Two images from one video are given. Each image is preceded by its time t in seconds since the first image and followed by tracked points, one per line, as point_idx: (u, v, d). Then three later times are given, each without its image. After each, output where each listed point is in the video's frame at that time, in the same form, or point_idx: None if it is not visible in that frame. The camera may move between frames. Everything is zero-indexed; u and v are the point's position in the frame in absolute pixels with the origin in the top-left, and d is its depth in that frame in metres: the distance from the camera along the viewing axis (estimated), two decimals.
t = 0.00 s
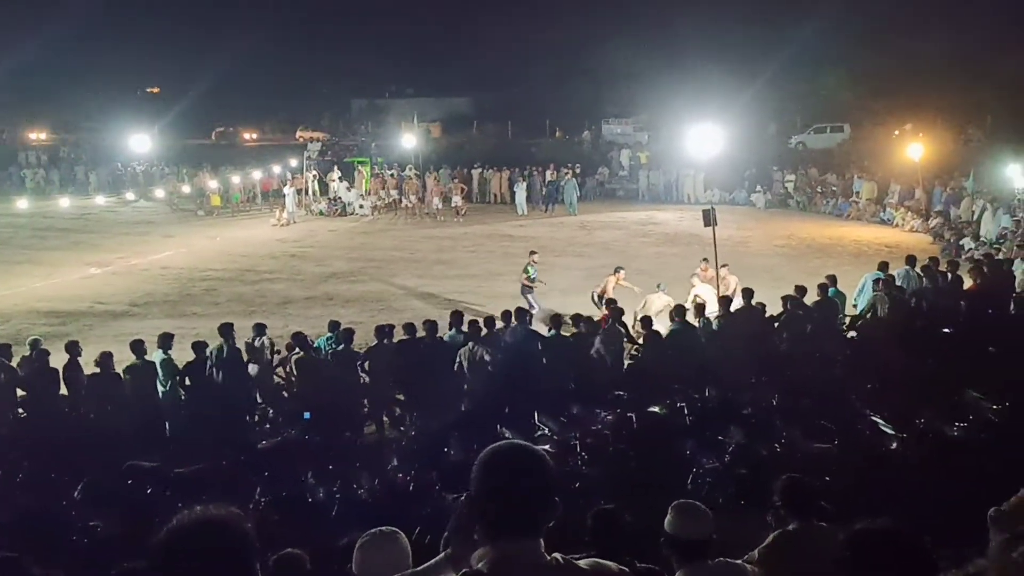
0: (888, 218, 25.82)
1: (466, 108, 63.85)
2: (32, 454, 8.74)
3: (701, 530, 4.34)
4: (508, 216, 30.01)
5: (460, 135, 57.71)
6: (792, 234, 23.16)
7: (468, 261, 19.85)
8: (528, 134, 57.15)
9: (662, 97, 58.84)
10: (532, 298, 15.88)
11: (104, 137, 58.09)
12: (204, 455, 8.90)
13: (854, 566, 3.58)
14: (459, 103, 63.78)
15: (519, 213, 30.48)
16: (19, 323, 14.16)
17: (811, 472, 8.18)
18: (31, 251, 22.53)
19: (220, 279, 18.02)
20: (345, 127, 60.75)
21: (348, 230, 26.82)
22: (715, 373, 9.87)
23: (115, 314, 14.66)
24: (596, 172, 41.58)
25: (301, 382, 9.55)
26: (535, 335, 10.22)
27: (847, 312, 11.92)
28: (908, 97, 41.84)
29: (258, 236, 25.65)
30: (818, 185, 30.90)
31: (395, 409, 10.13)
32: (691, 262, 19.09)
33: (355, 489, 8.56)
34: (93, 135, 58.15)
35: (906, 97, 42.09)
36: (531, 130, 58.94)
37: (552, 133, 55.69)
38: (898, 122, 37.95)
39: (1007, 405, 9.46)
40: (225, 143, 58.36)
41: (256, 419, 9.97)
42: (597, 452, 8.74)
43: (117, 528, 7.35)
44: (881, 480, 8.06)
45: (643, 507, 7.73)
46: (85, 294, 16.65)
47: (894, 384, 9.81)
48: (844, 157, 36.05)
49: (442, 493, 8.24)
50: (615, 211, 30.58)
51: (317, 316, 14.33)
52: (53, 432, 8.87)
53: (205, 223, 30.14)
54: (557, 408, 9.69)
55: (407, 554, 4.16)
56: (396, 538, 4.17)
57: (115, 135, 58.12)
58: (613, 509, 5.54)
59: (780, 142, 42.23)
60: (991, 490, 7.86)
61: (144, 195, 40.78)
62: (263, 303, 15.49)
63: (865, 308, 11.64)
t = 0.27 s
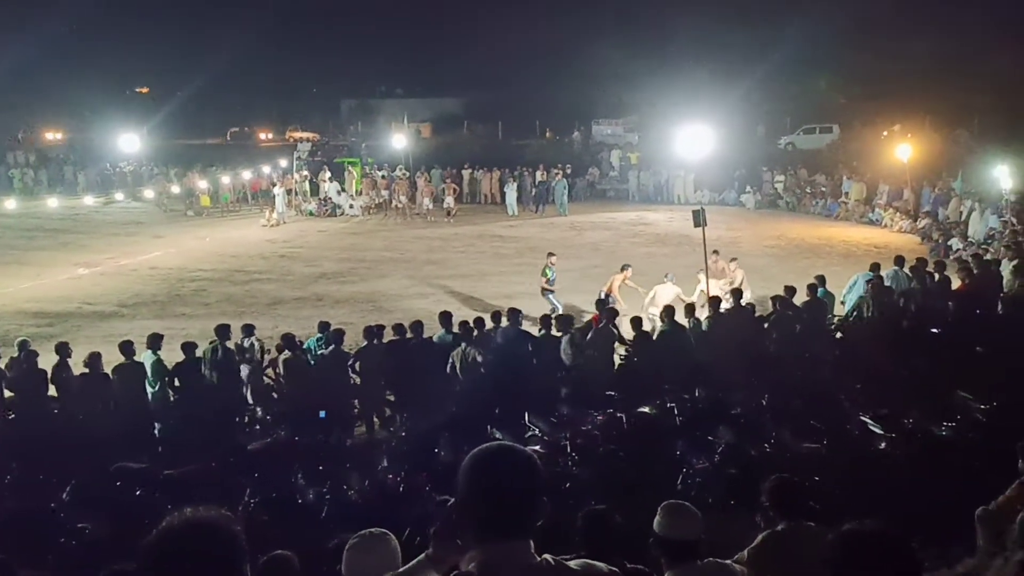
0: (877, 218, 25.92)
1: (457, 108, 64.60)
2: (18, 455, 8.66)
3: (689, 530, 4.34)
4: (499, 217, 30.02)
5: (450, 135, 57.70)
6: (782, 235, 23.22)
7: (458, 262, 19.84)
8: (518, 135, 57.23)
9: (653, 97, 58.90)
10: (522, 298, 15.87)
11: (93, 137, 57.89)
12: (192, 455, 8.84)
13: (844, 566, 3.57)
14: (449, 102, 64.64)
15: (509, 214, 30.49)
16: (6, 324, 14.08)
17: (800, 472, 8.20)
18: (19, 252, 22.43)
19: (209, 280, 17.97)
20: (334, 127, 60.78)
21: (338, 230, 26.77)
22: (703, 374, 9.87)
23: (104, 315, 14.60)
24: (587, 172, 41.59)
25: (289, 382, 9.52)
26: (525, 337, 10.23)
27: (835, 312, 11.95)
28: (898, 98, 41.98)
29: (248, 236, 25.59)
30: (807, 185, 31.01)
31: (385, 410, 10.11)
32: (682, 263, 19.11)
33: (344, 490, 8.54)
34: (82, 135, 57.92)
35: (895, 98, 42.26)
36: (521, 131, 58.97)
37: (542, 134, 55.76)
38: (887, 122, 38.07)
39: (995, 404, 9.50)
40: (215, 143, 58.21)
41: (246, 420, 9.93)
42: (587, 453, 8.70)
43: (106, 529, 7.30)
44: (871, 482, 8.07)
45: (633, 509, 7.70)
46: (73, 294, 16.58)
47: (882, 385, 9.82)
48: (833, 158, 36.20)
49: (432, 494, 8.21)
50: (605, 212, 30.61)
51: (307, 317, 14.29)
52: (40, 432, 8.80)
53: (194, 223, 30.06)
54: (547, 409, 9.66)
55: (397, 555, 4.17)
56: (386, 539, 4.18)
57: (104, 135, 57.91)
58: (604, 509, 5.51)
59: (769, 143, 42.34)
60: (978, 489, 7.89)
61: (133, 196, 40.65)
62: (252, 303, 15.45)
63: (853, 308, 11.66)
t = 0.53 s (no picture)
0: (858, 212, 26.09)
1: (439, 100, 64.85)
2: None
3: (670, 523, 4.36)
4: (482, 211, 30.00)
5: (434, 128, 57.60)
6: (764, 229, 23.32)
7: (442, 255, 19.81)
8: (502, 129, 57.18)
9: (636, 91, 58.94)
10: (505, 292, 15.87)
11: (73, 129, 57.42)
12: (174, 449, 8.79)
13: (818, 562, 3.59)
14: (432, 95, 64.58)
15: (493, 207, 30.48)
16: None
17: (781, 465, 8.25)
18: None
19: (191, 274, 17.87)
20: (317, 120, 60.52)
21: (321, 224, 26.68)
22: (686, 368, 9.92)
23: (84, 309, 14.49)
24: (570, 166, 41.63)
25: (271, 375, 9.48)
26: (509, 330, 10.23)
27: (817, 306, 12.01)
28: (879, 92, 42.24)
29: (230, 230, 25.46)
30: (789, 179, 31.18)
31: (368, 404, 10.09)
32: (664, 257, 19.16)
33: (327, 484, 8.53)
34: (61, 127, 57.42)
35: (876, 92, 42.52)
36: (505, 124, 58.94)
37: (525, 127, 55.76)
38: (869, 116, 38.30)
39: (972, 397, 9.61)
40: (196, 137, 57.83)
41: (228, 414, 9.87)
42: (569, 447, 8.72)
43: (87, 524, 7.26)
44: (850, 474, 8.14)
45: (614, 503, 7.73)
46: (53, 288, 16.45)
47: (862, 377, 9.90)
48: (815, 153, 36.41)
49: (415, 488, 8.19)
50: (589, 206, 30.67)
51: (289, 311, 14.23)
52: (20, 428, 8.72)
53: (176, 216, 29.85)
54: (530, 403, 9.67)
55: (379, 548, 4.17)
56: (369, 534, 4.18)
57: (84, 127, 57.42)
58: (586, 503, 5.52)
59: (752, 136, 42.52)
60: (956, 481, 7.99)
61: (113, 189, 40.35)
62: (234, 297, 15.38)
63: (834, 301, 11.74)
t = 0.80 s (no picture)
0: (843, 211, 26.23)
1: (425, 101, 64.95)
2: None
3: (659, 523, 4.36)
4: (469, 211, 29.97)
5: (420, 129, 57.54)
6: (750, 228, 23.39)
7: (429, 257, 19.78)
8: (488, 130, 57.17)
9: (622, 92, 59.00)
10: (493, 293, 15.85)
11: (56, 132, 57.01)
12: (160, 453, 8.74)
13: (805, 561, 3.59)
14: (419, 96, 64.67)
15: (480, 208, 30.46)
16: None
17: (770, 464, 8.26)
18: None
19: (177, 276, 17.77)
20: (303, 121, 60.28)
21: (307, 226, 26.59)
22: (673, 368, 9.95)
23: (69, 313, 14.39)
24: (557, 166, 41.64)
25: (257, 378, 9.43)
26: (497, 332, 10.26)
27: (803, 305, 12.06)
28: (863, 91, 42.47)
29: (216, 232, 25.35)
30: (775, 178, 31.32)
31: (356, 407, 10.07)
32: (651, 257, 19.20)
33: (315, 487, 8.50)
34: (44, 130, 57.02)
35: (861, 92, 42.76)
36: (491, 125, 58.92)
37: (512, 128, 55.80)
38: (853, 116, 38.49)
39: (958, 395, 9.67)
40: (181, 139, 57.53)
41: (215, 418, 9.82)
42: (558, 447, 8.71)
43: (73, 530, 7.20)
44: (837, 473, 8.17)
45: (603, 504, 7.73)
46: (37, 292, 16.33)
47: (848, 376, 9.95)
48: (801, 152, 36.59)
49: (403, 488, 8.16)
50: (576, 206, 30.70)
51: (276, 314, 14.17)
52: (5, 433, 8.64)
53: (161, 219, 29.70)
54: (519, 404, 9.66)
55: (368, 551, 4.15)
56: (358, 537, 4.16)
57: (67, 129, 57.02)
58: (575, 504, 5.49)
59: (737, 136, 42.64)
60: (944, 478, 8.05)
61: (97, 193, 40.10)
62: (220, 300, 15.31)
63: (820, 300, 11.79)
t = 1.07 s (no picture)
0: (838, 217, 26.33)
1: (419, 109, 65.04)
2: None
3: (656, 530, 4.35)
4: (463, 218, 30.00)
5: (415, 136, 57.62)
6: (745, 234, 23.44)
7: (425, 264, 19.79)
8: (483, 137, 57.26)
9: (616, 98, 59.14)
10: (488, 300, 15.86)
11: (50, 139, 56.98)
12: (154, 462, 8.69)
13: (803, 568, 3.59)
14: (413, 103, 64.83)
15: (474, 215, 30.49)
16: None
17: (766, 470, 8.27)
18: None
19: (172, 284, 17.75)
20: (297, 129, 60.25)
21: (302, 233, 26.58)
22: (669, 374, 9.96)
23: (63, 322, 14.35)
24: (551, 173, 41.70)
25: (252, 386, 9.41)
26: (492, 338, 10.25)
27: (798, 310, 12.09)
28: (856, 98, 42.65)
29: (211, 240, 25.34)
30: (769, 184, 31.40)
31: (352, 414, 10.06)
32: (646, 263, 19.23)
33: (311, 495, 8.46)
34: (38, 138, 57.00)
35: (854, 98, 42.94)
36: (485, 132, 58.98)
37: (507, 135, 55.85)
38: (847, 122, 38.64)
39: (953, 400, 9.69)
40: (175, 147, 57.50)
41: (209, 426, 9.79)
42: (554, 454, 8.68)
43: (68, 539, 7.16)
44: (834, 479, 8.16)
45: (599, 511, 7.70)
46: (32, 300, 16.30)
47: (844, 381, 9.96)
48: (794, 158, 36.72)
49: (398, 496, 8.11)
50: (571, 213, 30.75)
51: (271, 321, 14.15)
52: None
53: (155, 227, 29.65)
54: (514, 411, 9.65)
55: (364, 559, 4.13)
56: (354, 546, 4.14)
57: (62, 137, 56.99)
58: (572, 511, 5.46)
59: (731, 143, 42.76)
60: (939, 483, 8.07)
61: (92, 201, 40.07)
62: (216, 308, 15.29)
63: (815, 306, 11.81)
